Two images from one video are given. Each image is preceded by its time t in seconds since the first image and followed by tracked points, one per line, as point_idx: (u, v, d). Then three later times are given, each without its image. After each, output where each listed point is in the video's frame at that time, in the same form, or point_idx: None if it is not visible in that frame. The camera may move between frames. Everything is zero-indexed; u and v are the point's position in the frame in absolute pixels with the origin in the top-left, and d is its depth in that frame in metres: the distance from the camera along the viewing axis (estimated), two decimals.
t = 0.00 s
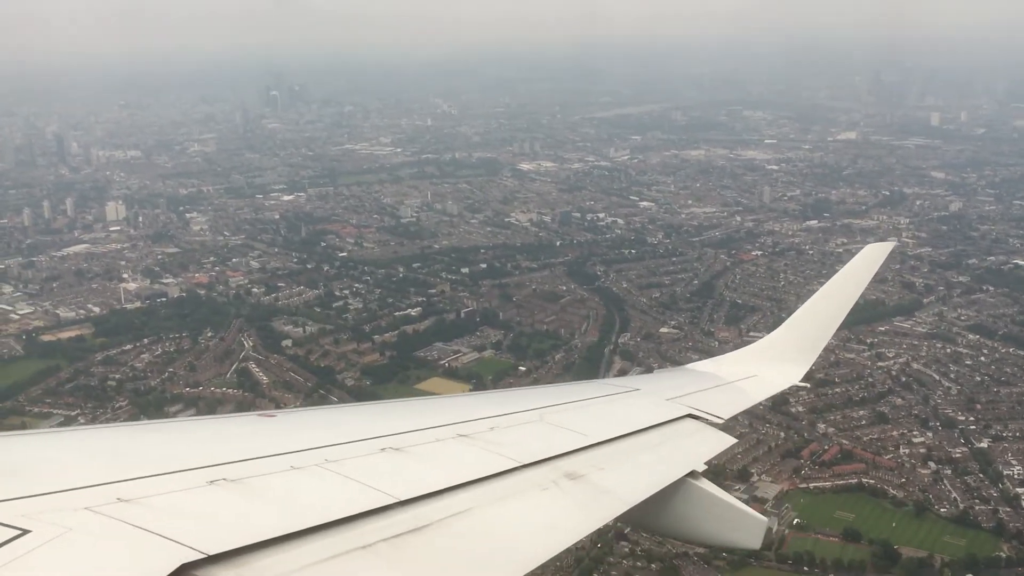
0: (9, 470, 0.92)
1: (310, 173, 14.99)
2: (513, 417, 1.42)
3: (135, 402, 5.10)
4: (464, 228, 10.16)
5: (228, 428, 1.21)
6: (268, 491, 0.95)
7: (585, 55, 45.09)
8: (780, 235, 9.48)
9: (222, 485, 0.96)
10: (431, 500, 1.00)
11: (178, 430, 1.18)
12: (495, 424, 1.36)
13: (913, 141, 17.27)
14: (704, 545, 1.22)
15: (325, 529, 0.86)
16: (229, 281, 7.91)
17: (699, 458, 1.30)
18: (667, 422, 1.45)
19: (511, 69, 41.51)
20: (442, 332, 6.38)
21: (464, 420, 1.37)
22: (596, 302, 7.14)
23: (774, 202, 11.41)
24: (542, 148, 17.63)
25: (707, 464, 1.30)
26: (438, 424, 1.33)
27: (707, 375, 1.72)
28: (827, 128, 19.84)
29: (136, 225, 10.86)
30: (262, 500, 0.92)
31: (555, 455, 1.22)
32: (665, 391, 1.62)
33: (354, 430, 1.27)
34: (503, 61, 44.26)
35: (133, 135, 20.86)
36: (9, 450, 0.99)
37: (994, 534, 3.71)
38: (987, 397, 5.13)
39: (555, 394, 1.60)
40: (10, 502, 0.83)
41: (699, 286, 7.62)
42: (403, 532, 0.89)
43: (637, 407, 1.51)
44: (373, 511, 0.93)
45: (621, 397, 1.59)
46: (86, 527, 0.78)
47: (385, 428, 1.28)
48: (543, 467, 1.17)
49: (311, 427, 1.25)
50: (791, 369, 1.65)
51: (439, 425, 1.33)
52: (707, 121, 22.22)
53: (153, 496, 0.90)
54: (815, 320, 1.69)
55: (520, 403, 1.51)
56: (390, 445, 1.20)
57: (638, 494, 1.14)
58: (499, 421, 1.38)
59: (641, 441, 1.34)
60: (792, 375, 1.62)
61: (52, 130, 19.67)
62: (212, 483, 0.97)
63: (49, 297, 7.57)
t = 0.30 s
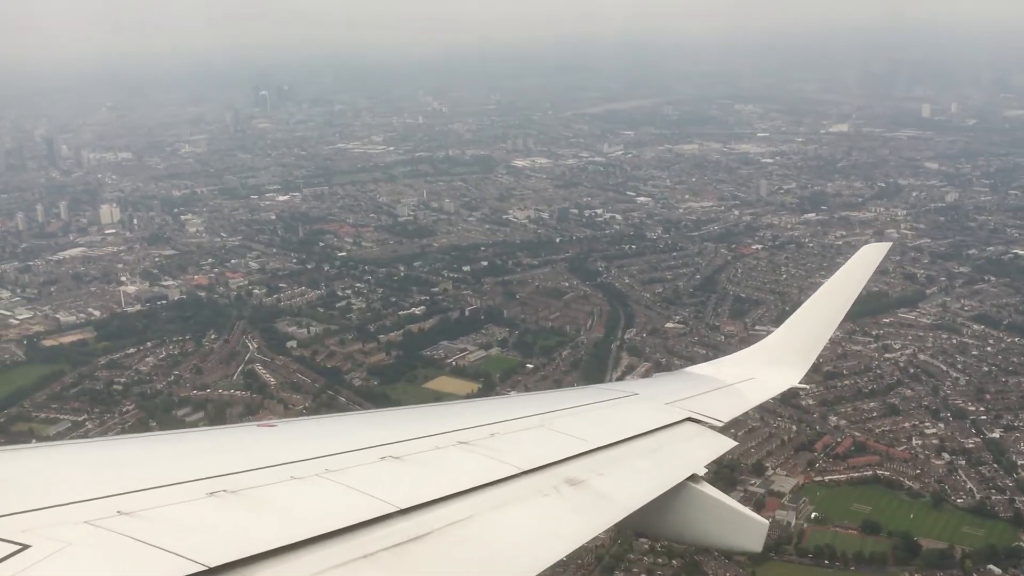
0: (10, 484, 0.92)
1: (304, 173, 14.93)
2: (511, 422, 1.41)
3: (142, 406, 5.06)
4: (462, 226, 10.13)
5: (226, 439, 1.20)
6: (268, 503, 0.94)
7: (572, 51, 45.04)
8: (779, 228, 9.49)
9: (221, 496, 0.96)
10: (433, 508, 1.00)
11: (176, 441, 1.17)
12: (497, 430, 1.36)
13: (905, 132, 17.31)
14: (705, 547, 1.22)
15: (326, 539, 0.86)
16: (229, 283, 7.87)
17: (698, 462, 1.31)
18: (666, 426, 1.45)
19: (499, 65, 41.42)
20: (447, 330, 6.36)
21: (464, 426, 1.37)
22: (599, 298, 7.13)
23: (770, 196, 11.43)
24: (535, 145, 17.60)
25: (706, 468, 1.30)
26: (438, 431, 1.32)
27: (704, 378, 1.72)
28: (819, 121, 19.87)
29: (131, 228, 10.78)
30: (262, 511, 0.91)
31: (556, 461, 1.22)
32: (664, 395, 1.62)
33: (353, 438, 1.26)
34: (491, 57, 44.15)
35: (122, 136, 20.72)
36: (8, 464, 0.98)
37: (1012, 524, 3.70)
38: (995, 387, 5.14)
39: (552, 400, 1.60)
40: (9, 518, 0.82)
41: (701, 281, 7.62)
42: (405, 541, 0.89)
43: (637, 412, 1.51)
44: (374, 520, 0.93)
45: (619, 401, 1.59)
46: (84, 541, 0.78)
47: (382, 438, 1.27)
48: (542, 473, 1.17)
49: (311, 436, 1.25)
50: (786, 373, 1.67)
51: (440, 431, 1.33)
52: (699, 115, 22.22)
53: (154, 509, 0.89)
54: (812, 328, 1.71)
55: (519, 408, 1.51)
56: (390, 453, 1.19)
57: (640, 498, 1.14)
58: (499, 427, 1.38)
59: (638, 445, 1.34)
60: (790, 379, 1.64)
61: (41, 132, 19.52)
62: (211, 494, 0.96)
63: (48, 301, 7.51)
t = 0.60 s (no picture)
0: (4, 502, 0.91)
1: (295, 175, 14.87)
2: (504, 432, 1.39)
3: (144, 410, 5.01)
4: (457, 227, 10.11)
5: (220, 452, 1.18)
6: (260, 515, 0.92)
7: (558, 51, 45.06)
8: (774, 227, 9.51)
9: (215, 510, 0.94)
10: (426, 519, 0.98)
11: (169, 454, 1.15)
12: (490, 440, 1.33)
13: (893, 130, 17.40)
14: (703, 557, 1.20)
15: (318, 552, 0.85)
16: (226, 285, 7.82)
17: (691, 471, 1.28)
18: (660, 436, 1.43)
19: (485, 66, 41.38)
20: (448, 331, 6.34)
21: (455, 437, 1.34)
22: (598, 298, 7.13)
23: (763, 194, 11.46)
24: (525, 145, 17.60)
25: (699, 478, 1.28)
26: (430, 442, 1.30)
27: (698, 388, 1.69)
28: (808, 119, 19.94)
29: (123, 231, 10.70)
30: (255, 523, 0.90)
31: (550, 471, 1.19)
32: (656, 405, 1.60)
33: (347, 450, 1.24)
34: (476, 58, 44.12)
35: (109, 138, 20.57)
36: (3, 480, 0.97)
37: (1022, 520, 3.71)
38: (998, 383, 5.17)
39: (545, 410, 1.57)
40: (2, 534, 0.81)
41: (699, 280, 7.63)
42: (397, 552, 0.87)
43: (629, 421, 1.49)
44: (367, 531, 0.90)
45: (612, 411, 1.56)
46: (76, 556, 0.77)
47: (378, 450, 1.25)
48: (535, 483, 1.15)
49: (305, 450, 1.22)
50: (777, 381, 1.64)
51: (431, 443, 1.30)
52: (687, 114, 22.26)
53: (148, 523, 0.88)
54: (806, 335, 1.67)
55: (513, 419, 1.48)
56: (383, 465, 1.17)
57: (634, 506, 1.11)
58: (492, 437, 1.35)
59: (632, 454, 1.32)
60: (783, 386, 1.61)
61: (28, 134, 19.36)
62: (204, 508, 0.94)
63: (42, 305, 7.44)
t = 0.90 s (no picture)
0: None
1: (285, 175, 14.80)
2: (495, 432, 1.35)
3: (144, 413, 4.95)
4: (450, 228, 10.09)
5: (212, 452, 1.15)
6: (256, 516, 0.89)
7: (543, 52, 45.07)
8: (768, 227, 9.54)
9: (207, 510, 0.91)
10: (421, 519, 0.95)
11: (158, 454, 1.12)
12: (482, 440, 1.30)
13: (881, 130, 17.49)
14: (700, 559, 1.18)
15: (312, 553, 0.82)
16: (220, 287, 7.76)
17: (686, 471, 1.25)
18: (651, 436, 1.40)
19: (470, 66, 41.34)
20: (448, 332, 6.31)
21: (447, 437, 1.31)
22: (596, 298, 7.13)
23: (755, 194, 11.49)
24: (515, 145, 17.59)
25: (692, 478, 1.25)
26: (420, 443, 1.26)
27: (690, 389, 1.66)
28: (795, 119, 20.02)
29: (113, 233, 10.61)
30: (253, 525, 0.86)
31: (543, 471, 1.16)
32: (648, 405, 1.57)
33: (338, 451, 1.21)
34: (462, 58, 44.10)
35: (95, 139, 20.41)
36: None
37: None
38: (1000, 381, 5.19)
39: (538, 411, 1.54)
40: None
41: (697, 280, 7.64)
42: (391, 553, 0.84)
43: (620, 422, 1.46)
44: (360, 532, 0.88)
45: (605, 412, 1.53)
46: (69, 556, 0.74)
47: (369, 450, 1.22)
48: (528, 483, 1.12)
49: (295, 449, 1.19)
50: (769, 382, 1.60)
51: (421, 444, 1.27)
52: (675, 114, 22.31)
53: (141, 522, 0.84)
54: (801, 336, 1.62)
55: (507, 420, 1.45)
56: (375, 465, 1.13)
57: (629, 508, 1.09)
58: (485, 438, 1.32)
59: (627, 454, 1.29)
60: (776, 386, 1.56)
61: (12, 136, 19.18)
62: (197, 509, 0.91)
63: (35, 307, 7.35)
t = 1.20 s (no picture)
0: None
1: (281, 173, 14.75)
2: (494, 424, 1.34)
3: (153, 413, 4.92)
4: (451, 225, 10.06)
5: (216, 444, 1.14)
6: (254, 509, 0.89)
7: (534, 49, 45.04)
8: (768, 222, 9.55)
9: (206, 502, 0.90)
10: (420, 512, 0.94)
11: (160, 445, 1.11)
12: (482, 432, 1.28)
13: (875, 126, 17.53)
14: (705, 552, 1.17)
15: (310, 545, 0.81)
16: (222, 285, 7.72)
17: (683, 462, 1.24)
18: (650, 428, 1.38)
19: (462, 63, 41.24)
20: (454, 330, 6.29)
21: (447, 429, 1.30)
22: (600, 294, 7.12)
23: (754, 190, 11.50)
24: (511, 142, 17.56)
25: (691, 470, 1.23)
26: (421, 435, 1.25)
27: (690, 379, 1.63)
28: (790, 115, 20.05)
29: (111, 232, 10.55)
30: (250, 517, 0.86)
31: (543, 462, 1.15)
32: (647, 397, 1.54)
33: (338, 442, 1.20)
34: (453, 55, 44.01)
35: (88, 138, 20.28)
36: None
37: None
38: (1009, 375, 5.21)
39: (536, 403, 1.51)
40: None
41: (700, 276, 7.64)
42: (389, 545, 0.83)
43: (619, 414, 1.43)
44: (357, 525, 0.87)
45: (602, 404, 1.51)
46: (67, 550, 0.74)
47: (370, 442, 1.21)
48: (528, 475, 1.10)
49: (295, 441, 1.18)
50: (767, 375, 1.58)
51: (422, 436, 1.26)
52: (670, 111, 22.32)
53: (142, 515, 0.84)
54: (799, 330, 1.62)
55: (507, 412, 1.43)
56: (375, 458, 1.12)
57: (630, 500, 1.07)
58: (485, 430, 1.30)
59: (628, 446, 1.28)
60: (775, 378, 1.55)
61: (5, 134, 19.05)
62: (197, 501, 0.90)
63: (36, 307, 7.30)
